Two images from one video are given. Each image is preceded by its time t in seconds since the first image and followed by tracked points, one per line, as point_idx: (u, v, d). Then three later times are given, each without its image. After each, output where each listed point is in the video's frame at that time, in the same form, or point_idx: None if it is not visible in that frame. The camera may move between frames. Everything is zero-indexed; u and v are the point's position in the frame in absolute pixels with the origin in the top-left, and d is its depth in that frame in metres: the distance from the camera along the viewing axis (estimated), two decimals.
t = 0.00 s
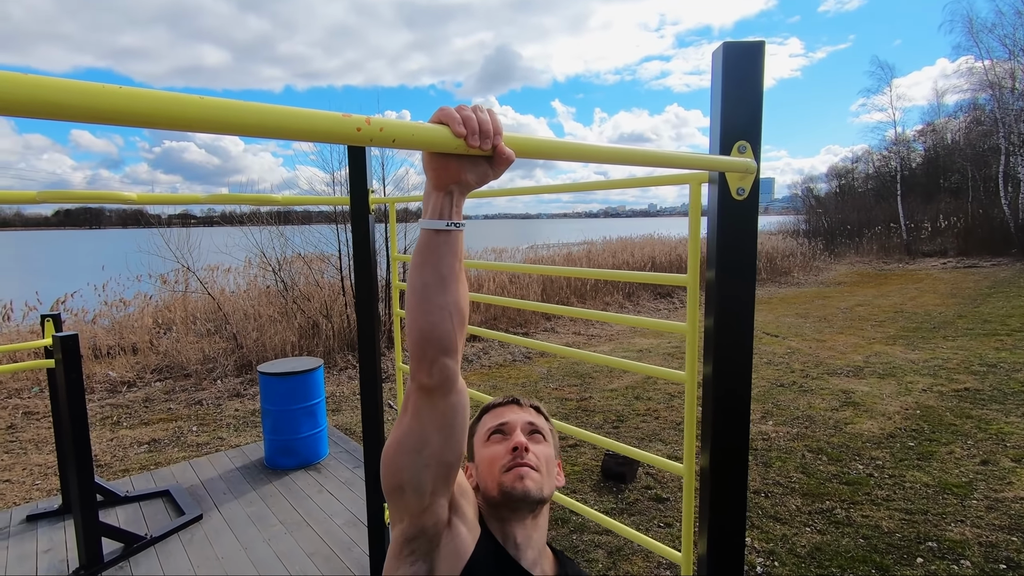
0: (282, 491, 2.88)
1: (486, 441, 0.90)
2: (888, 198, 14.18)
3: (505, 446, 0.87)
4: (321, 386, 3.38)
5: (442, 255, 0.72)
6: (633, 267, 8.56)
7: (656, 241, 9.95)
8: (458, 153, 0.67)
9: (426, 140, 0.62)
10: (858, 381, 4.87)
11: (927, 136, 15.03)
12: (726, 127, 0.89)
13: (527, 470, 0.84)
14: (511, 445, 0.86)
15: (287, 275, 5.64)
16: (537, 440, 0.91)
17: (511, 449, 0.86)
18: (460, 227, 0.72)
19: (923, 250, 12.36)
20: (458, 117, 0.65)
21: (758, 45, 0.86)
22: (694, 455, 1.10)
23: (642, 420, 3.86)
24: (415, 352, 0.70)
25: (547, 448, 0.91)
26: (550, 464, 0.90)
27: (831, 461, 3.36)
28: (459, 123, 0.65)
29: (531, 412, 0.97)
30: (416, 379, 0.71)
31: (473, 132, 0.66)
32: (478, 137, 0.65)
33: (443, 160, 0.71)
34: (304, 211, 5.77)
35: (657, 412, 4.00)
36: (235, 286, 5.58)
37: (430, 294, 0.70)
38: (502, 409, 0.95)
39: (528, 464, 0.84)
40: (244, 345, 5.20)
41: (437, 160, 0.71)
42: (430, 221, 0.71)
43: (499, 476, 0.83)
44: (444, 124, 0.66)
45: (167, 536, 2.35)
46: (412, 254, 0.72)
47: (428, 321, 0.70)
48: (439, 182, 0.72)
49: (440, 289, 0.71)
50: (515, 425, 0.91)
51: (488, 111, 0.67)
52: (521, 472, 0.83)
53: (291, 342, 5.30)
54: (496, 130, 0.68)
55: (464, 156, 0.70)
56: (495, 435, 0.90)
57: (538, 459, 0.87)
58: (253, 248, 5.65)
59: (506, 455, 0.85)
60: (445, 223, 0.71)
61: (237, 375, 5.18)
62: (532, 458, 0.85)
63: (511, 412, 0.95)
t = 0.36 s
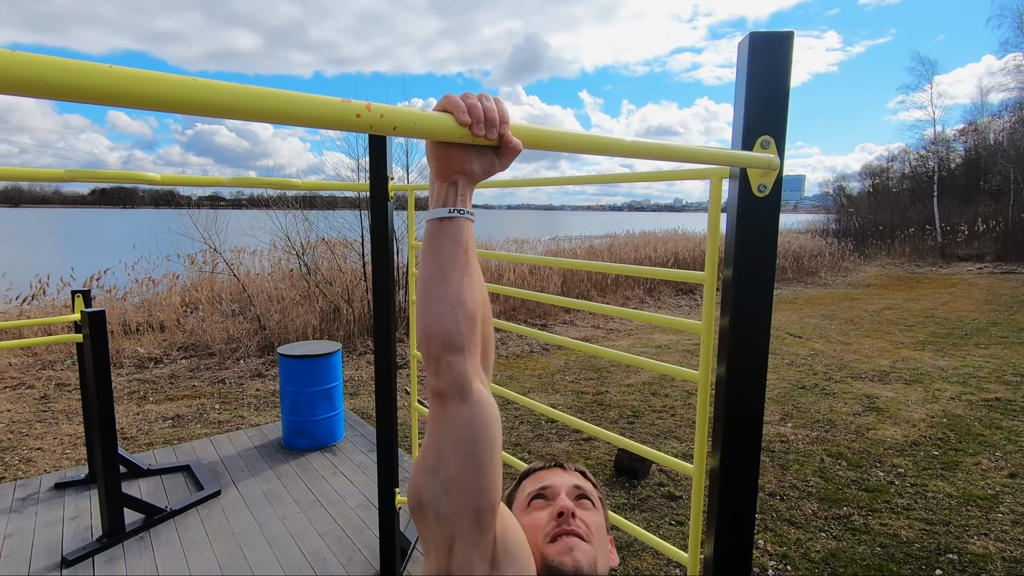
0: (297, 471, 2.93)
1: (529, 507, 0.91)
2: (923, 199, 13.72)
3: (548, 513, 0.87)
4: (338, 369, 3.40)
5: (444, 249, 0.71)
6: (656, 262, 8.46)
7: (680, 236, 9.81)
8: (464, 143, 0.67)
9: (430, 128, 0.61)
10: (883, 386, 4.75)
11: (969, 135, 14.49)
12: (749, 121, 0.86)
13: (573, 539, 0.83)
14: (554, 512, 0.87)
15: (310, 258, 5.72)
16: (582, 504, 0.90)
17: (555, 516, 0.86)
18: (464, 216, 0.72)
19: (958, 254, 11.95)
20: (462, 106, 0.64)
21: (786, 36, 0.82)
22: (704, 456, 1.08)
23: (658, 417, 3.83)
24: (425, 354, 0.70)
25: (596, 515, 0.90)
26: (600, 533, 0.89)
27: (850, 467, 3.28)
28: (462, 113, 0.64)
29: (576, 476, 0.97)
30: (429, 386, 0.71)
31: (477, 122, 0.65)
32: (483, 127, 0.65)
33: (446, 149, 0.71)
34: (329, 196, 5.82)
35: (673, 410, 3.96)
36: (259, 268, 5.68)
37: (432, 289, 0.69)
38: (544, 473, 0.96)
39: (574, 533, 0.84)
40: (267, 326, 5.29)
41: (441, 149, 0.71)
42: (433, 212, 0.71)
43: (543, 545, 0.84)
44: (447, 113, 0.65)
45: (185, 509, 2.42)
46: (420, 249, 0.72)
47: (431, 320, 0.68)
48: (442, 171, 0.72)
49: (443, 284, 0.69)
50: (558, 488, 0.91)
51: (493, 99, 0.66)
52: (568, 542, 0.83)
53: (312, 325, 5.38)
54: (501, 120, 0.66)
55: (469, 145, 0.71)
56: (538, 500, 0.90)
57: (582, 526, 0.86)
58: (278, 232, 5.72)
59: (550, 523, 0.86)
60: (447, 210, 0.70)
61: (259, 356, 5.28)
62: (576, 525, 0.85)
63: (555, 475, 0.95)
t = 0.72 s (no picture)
0: (313, 455, 2.99)
1: (549, 360, 1.00)
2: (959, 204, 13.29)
3: (565, 365, 0.97)
4: (356, 356, 3.44)
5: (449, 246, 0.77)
6: (677, 261, 8.37)
7: (704, 235, 9.68)
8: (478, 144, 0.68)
9: (441, 127, 0.63)
10: (906, 395, 4.65)
11: (1010, 140, 13.98)
12: (770, 127, 0.85)
13: (586, 385, 0.93)
14: (571, 364, 0.96)
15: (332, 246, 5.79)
16: (598, 356, 0.99)
17: (571, 367, 0.96)
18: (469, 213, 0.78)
19: (993, 263, 11.59)
20: (476, 106, 0.65)
21: (811, 41, 0.81)
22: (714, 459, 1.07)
23: (672, 416, 3.81)
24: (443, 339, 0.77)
25: (611, 366, 0.98)
26: (616, 381, 0.98)
27: (868, 476, 3.23)
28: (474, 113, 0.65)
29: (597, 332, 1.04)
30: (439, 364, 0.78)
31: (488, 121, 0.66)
32: (496, 128, 0.66)
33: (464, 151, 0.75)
34: (353, 185, 5.89)
35: (689, 410, 3.93)
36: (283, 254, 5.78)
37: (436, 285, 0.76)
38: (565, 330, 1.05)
39: (588, 379, 0.94)
40: (289, 311, 5.38)
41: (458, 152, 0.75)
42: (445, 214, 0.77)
43: (560, 390, 0.95)
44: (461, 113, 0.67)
45: (204, 486, 2.49)
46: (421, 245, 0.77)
47: (445, 310, 0.76)
48: (458, 173, 0.77)
49: (452, 275, 0.77)
50: (577, 344, 0.99)
51: (507, 101, 0.67)
52: (581, 388, 0.93)
53: (332, 312, 5.45)
54: (513, 120, 0.67)
55: (483, 147, 0.74)
56: (557, 354, 1.00)
57: (596, 374, 0.96)
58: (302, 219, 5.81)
59: (567, 373, 0.96)
60: (462, 211, 0.77)
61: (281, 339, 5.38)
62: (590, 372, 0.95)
63: (576, 333, 1.03)
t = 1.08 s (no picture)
0: (320, 448, 3.03)
1: (509, 270, 0.96)
2: (977, 215, 13.11)
3: (528, 273, 0.94)
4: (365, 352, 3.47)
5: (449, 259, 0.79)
6: (689, 264, 8.34)
7: (716, 239, 9.64)
8: (485, 165, 0.71)
9: (451, 151, 0.66)
10: (916, 407, 4.61)
11: None
12: (776, 146, 0.86)
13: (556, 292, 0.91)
14: (534, 271, 0.93)
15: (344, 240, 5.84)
16: (558, 258, 0.96)
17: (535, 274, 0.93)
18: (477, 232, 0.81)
19: (1011, 275, 11.42)
20: (485, 131, 0.69)
21: (819, 61, 0.83)
22: (713, 469, 1.09)
23: (678, 421, 3.81)
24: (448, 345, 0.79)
25: (571, 265, 0.96)
26: (577, 280, 0.97)
27: (873, 488, 3.21)
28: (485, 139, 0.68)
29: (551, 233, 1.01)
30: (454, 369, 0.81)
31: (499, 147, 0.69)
32: (504, 151, 0.69)
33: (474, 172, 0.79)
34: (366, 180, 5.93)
35: (695, 415, 3.93)
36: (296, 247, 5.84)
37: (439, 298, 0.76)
38: (520, 235, 0.99)
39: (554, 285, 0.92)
40: (300, 304, 5.44)
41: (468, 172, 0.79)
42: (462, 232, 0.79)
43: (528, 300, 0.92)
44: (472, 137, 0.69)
45: (213, 475, 2.54)
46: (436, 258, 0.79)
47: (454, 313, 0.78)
48: (468, 192, 0.80)
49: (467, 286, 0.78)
50: (535, 249, 0.96)
51: (518, 126, 0.70)
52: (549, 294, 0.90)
53: (343, 306, 5.50)
54: (523, 143, 0.70)
55: (491, 169, 0.78)
56: (517, 262, 0.96)
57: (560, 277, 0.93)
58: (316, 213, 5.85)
59: (531, 280, 0.93)
60: (475, 230, 0.80)
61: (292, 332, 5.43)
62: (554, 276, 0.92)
63: (532, 236, 0.99)
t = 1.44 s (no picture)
0: (323, 434, 3.07)
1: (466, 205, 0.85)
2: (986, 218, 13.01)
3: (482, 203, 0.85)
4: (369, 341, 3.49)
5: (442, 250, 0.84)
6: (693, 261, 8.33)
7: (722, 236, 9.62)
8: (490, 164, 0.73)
9: (457, 152, 0.69)
10: (917, 409, 4.61)
11: None
12: (777, 149, 0.88)
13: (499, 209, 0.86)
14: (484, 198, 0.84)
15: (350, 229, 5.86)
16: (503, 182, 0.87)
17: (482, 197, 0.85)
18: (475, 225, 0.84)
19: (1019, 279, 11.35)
20: (493, 132, 0.72)
21: (822, 67, 0.84)
22: (709, 465, 1.11)
23: (678, 417, 3.83)
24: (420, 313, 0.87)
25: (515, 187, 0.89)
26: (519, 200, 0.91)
27: (871, 488, 3.23)
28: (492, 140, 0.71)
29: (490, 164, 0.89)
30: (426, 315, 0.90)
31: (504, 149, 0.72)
32: (510, 152, 0.71)
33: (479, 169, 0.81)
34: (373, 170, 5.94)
35: (696, 411, 3.95)
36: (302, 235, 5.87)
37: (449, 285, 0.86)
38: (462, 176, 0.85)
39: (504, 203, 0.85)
40: (305, 292, 5.47)
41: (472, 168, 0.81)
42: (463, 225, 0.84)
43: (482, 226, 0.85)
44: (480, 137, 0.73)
45: (218, 459, 2.59)
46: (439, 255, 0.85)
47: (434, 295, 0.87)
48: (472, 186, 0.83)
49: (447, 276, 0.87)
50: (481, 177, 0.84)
51: (528, 132, 0.73)
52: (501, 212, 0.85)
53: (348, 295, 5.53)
54: (529, 147, 0.73)
55: (497, 168, 0.83)
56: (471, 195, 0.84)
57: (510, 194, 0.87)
58: (322, 201, 5.87)
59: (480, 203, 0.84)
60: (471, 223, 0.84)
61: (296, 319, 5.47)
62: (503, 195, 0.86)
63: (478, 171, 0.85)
